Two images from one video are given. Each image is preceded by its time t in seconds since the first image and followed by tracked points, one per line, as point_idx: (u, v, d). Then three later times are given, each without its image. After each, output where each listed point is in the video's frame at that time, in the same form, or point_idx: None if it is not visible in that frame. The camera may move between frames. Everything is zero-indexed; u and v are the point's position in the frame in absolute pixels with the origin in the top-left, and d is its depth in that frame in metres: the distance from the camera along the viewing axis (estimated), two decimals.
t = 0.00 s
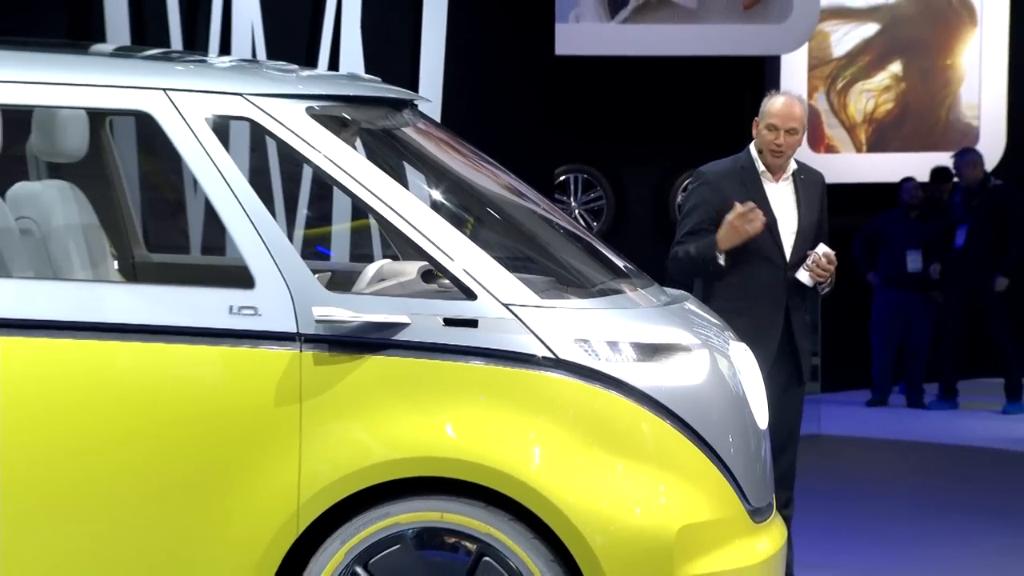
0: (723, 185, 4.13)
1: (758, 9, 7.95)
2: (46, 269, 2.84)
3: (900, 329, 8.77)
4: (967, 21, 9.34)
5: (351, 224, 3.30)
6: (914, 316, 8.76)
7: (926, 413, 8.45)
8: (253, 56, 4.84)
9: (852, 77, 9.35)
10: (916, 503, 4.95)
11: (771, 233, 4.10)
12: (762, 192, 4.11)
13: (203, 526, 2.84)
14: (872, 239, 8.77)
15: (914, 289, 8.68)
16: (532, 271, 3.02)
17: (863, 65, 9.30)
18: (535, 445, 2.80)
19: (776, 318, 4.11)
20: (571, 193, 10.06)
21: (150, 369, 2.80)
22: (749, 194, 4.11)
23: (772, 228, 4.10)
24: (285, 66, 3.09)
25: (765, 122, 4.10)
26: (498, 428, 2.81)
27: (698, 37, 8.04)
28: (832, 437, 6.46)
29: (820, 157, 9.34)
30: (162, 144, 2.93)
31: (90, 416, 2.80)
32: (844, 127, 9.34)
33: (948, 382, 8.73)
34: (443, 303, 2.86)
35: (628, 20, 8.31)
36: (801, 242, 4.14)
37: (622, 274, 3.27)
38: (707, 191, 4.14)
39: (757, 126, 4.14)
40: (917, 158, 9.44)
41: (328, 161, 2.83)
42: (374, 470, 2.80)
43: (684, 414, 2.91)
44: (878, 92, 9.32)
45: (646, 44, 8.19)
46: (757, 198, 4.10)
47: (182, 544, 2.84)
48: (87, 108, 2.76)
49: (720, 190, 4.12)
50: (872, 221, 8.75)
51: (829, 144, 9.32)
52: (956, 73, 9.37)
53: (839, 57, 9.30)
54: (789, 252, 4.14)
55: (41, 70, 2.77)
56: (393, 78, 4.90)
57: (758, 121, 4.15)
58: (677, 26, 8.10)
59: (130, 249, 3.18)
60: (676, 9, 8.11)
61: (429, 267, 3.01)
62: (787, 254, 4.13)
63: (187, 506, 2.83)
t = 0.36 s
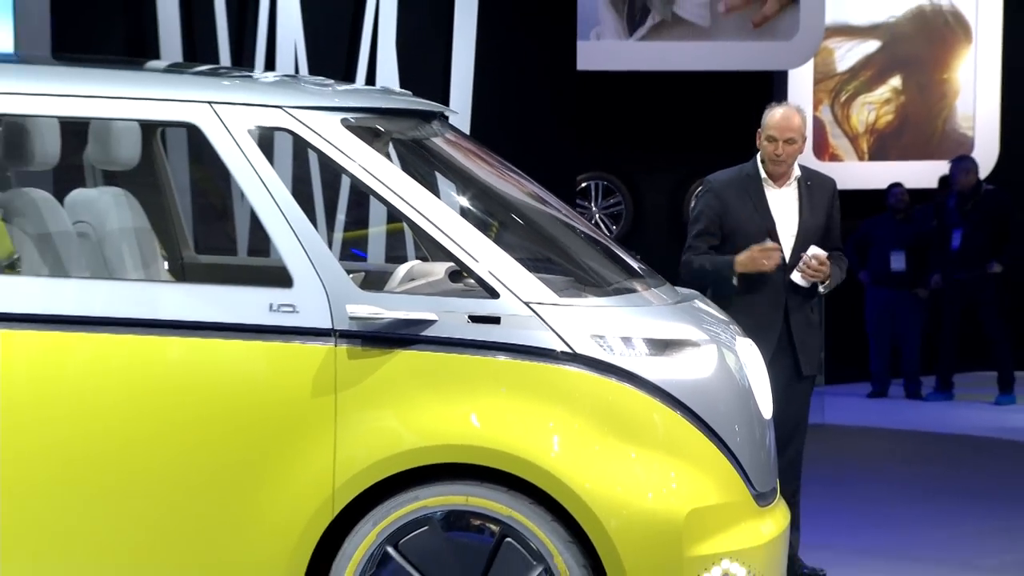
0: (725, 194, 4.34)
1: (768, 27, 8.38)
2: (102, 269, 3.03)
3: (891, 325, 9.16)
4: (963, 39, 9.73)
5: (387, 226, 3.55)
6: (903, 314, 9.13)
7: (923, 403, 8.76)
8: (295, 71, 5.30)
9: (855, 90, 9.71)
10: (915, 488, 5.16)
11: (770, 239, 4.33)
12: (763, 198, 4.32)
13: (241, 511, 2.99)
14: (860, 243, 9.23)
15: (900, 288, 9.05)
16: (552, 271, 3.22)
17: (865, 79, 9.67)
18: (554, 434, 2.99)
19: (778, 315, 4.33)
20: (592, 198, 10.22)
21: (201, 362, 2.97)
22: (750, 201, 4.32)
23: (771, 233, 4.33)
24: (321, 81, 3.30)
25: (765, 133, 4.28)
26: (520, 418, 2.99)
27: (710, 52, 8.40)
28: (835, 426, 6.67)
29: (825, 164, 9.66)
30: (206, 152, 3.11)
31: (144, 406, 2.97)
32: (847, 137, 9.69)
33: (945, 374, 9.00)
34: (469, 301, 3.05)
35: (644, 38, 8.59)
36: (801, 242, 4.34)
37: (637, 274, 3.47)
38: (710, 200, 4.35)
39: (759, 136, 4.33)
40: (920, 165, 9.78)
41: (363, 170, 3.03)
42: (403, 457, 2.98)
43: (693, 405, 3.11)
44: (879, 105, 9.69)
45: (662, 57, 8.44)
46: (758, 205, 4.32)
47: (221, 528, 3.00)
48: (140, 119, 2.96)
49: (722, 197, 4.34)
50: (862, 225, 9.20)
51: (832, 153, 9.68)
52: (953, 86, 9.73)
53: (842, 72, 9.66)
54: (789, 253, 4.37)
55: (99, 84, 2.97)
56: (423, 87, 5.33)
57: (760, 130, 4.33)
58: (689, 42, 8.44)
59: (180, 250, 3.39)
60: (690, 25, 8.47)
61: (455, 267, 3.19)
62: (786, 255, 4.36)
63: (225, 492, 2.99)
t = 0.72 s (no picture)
0: (729, 199, 4.56)
1: (775, 42, 7.99)
2: (150, 269, 3.25)
3: (886, 322, 9.46)
4: (957, 53, 10.08)
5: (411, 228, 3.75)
6: (896, 312, 9.45)
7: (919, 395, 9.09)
8: (333, 80, 6.16)
9: (855, 102, 9.96)
10: (914, 473, 5.37)
11: (772, 241, 4.54)
12: (765, 203, 4.54)
13: (278, 493, 3.20)
14: (853, 245, 9.52)
15: (893, 287, 9.34)
16: (569, 272, 3.43)
17: (866, 91, 9.94)
18: (570, 423, 3.19)
19: (781, 312, 4.53)
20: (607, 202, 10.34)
21: (247, 354, 3.17)
22: (753, 206, 4.54)
23: (772, 235, 4.54)
24: (354, 92, 3.53)
25: (764, 141, 4.49)
26: (538, 408, 3.19)
27: (721, 71, 8.03)
28: (836, 416, 6.88)
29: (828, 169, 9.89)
30: (245, 159, 3.32)
31: (195, 395, 3.17)
32: (848, 146, 9.94)
33: (940, 367, 9.34)
34: (490, 299, 3.26)
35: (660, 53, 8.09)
36: (801, 244, 4.57)
37: (649, 274, 3.68)
38: (716, 206, 4.57)
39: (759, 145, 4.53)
40: (919, 174, 10.11)
41: (392, 177, 3.26)
42: (429, 444, 3.18)
43: (700, 395, 3.32)
44: (879, 115, 9.97)
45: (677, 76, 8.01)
46: (761, 209, 4.53)
47: (258, 510, 3.21)
48: (186, 129, 3.20)
49: (726, 204, 4.56)
50: (853, 227, 9.48)
51: (834, 161, 9.92)
52: (948, 98, 10.06)
53: (844, 84, 9.92)
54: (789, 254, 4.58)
55: (148, 96, 3.21)
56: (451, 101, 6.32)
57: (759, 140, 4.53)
58: (702, 60, 8.04)
59: (223, 253, 3.63)
60: (702, 42, 8.00)
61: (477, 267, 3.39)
62: (787, 255, 4.58)
63: (262, 476, 3.20)
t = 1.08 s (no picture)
0: (735, 201, 4.77)
1: (780, 54, 8.96)
2: (191, 267, 3.49)
3: (886, 318, 9.73)
4: (950, 64, 10.79)
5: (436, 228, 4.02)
6: (897, 305, 9.71)
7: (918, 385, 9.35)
8: (364, 91, 6.42)
9: (856, 110, 10.70)
10: (911, 459, 5.59)
11: (775, 240, 4.75)
12: (769, 204, 4.76)
13: (308, 477, 3.41)
14: (853, 245, 9.78)
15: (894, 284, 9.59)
16: (582, 271, 3.64)
17: (866, 100, 10.65)
18: (583, 411, 3.39)
19: (784, 307, 4.74)
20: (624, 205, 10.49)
21: (283, 347, 3.39)
22: (758, 207, 4.75)
23: (776, 235, 4.75)
24: (382, 102, 3.77)
25: (770, 146, 4.69)
26: (553, 397, 3.39)
27: (730, 78, 8.98)
28: (836, 404, 7.12)
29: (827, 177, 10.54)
30: (278, 163, 3.55)
31: (234, 384, 3.39)
32: (849, 152, 10.71)
33: (936, 358, 9.68)
34: (507, 295, 3.47)
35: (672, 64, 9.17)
36: (802, 244, 4.78)
37: (659, 273, 3.89)
38: (721, 208, 4.78)
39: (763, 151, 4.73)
40: (918, 176, 10.79)
41: (416, 181, 3.47)
42: (450, 431, 3.38)
43: (705, 385, 3.53)
44: (878, 122, 10.69)
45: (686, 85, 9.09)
46: (765, 210, 4.75)
47: (289, 492, 3.42)
48: (226, 135, 3.43)
49: (731, 205, 4.77)
50: (852, 228, 9.75)
51: (836, 165, 10.70)
52: (941, 106, 10.78)
53: (846, 94, 10.64)
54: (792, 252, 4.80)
55: (194, 105, 3.45)
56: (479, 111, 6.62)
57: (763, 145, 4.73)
58: (709, 71, 9.03)
59: (260, 250, 3.88)
60: (711, 54, 9.03)
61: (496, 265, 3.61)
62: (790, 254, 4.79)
63: (293, 461, 3.41)
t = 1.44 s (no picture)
0: (741, 202, 4.99)
1: (780, 64, 9.40)
2: (224, 265, 3.74)
3: (883, 314, 9.97)
4: (941, 74, 11.11)
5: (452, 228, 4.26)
6: (892, 302, 9.93)
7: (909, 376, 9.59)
8: (389, 100, 6.70)
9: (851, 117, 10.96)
10: (903, 445, 5.82)
11: (780, 240, 5.00)
12: (772, 205, 5.01)
13: (332, 461, 3.65)
14: (853, 243, 10.04)
15: (891, 281, 9.84)
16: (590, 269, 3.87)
17: (861, 108, 10.93)
18: (590, 400, 3.62)
19: (784, 302, 4.99)
20: (632, 207, 11.06)
21: (310, 339, 3.63)
22: (762, 208, 4.99)
23: (781, 234, 5.00)
24: (403, 110, 4.02)
25: (788, 148, 4.96)
26: (562, 387, 3.62)
27: (733, 88, 9.62)
28: (832, 394, 7.36)
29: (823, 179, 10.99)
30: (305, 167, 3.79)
31: (265, 374, 3.63)
32: (844, 157, 11.00)
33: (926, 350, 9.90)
34: (519, 291, 3.71)
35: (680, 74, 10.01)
36: (800, 243, 5.06)
37: (664, 271, 4.12)
38: (729, 209, 5.00)
39: (783, 154, 4.96)
40: (909, 180, 11.16)
41: (434, 184, 3.71)
42: (465, 419, 3.61)
43: (705, 376, 3.75)
44: (872, 129, 10.98)
45: (696, 93, 9.88)
46: (768, 210, 5.00)
47: (314, 476, 3.65)
48: (257, 141, 3.68)
49: (739, 206, 4.99)
50: (852, 229, 10.03)
51: (832, 169, 11.00)
52: (933, 115, 11.10)
53: (841, 102, 10.90)
54: (793, 250, 5.05)
55: (229, 113, 3.70)
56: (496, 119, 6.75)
57: (782, 150, 4.96)
58: (715, 79, 9.71)
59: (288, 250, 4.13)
60: (715, 64, 9.64)
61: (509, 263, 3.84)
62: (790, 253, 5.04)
63: (318, 446, 3.64)
